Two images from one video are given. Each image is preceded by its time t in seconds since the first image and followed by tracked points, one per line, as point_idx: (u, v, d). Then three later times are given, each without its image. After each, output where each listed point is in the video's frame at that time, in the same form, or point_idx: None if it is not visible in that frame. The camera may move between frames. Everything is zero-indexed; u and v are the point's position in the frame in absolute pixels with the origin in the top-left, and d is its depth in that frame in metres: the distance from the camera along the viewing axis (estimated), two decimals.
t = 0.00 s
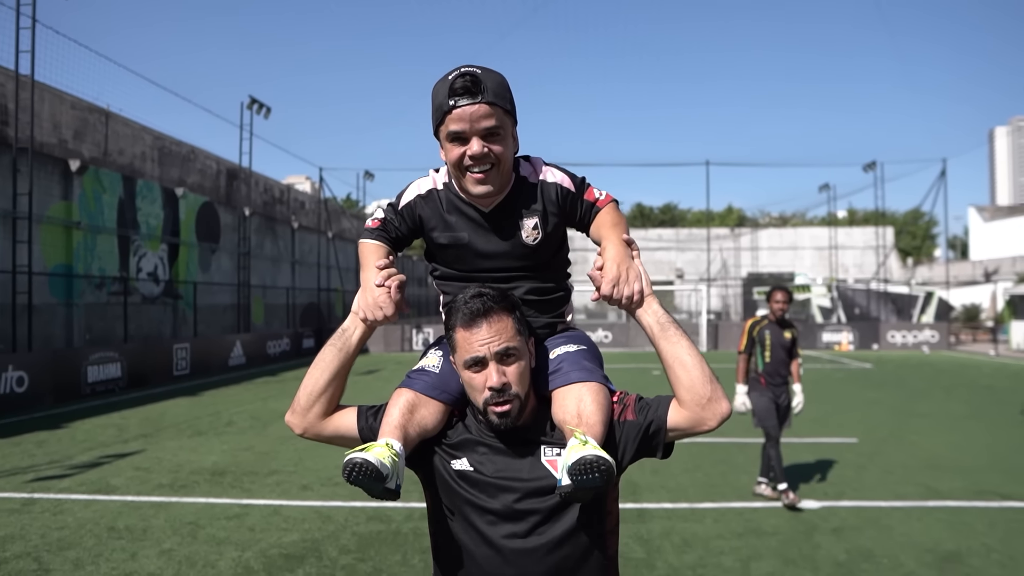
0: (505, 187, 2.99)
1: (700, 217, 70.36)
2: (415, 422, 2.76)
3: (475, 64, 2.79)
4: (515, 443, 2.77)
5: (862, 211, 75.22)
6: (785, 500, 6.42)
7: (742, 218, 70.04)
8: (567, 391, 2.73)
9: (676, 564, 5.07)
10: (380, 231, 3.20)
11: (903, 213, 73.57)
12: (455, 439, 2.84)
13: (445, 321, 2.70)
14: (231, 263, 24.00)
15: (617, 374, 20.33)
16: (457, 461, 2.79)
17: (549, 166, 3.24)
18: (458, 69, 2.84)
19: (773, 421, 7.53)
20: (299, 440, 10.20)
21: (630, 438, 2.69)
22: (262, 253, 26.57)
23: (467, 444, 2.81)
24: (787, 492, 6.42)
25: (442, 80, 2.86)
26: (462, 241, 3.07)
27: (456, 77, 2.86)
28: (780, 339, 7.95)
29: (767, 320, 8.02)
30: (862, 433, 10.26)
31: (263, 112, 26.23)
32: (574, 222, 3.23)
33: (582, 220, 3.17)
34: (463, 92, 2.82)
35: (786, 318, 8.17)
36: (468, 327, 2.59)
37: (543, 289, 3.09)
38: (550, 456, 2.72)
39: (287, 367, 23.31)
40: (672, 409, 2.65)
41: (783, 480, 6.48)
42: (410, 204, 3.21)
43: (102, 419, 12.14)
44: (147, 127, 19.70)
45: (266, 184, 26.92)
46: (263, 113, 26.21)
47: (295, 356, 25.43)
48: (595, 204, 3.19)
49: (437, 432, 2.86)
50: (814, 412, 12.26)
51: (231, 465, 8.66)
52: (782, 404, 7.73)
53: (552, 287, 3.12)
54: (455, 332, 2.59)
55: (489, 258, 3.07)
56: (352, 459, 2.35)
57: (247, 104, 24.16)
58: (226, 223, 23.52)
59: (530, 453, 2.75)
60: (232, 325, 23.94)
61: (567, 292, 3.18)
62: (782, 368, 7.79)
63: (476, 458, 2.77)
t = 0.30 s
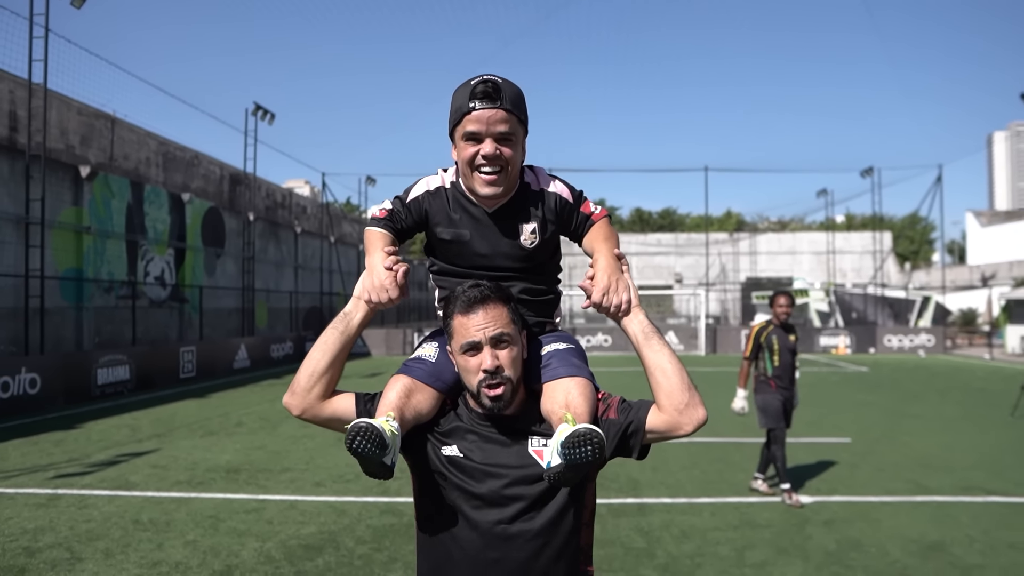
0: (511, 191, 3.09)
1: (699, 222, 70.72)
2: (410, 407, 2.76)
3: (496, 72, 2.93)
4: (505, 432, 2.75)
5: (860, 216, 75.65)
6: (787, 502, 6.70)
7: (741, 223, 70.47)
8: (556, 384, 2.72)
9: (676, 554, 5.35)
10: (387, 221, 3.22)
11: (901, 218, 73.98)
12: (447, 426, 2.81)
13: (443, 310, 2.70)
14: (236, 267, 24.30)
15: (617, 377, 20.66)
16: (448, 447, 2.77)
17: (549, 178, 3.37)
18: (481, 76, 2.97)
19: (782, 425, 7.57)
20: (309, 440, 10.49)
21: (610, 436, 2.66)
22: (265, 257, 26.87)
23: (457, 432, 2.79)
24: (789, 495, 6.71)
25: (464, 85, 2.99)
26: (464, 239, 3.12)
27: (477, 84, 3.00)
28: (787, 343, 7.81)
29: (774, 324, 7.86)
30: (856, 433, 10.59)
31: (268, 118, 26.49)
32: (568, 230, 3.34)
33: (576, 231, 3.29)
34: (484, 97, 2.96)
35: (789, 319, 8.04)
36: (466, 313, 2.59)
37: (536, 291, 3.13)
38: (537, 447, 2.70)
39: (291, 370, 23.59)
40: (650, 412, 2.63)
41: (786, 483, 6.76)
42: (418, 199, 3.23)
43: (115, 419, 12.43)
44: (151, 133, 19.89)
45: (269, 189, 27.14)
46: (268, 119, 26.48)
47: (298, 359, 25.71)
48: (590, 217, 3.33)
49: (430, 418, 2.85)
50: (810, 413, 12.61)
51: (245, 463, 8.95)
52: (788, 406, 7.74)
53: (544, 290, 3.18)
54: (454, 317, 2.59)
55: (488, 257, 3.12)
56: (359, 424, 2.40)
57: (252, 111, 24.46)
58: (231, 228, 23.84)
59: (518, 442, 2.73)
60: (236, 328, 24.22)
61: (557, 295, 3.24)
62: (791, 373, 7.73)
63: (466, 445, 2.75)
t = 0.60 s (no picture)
0: (520, 201, 3.10)
1: (698, 223, 70.96)
2: (421, 403, 2.75)
3: (508, 85, 2.95)
4: (509, 434, 2.78)
5: (859, 216, 75.93)
6: (782, 496, 6.98)
7: (740, 224, 70.76)
8: (557, 392, 2.77)
9: (674, 545, 5.62)
10: (402, 225, 3.19)
11: (899, 219, 74.30)
12: (451, 427, 2.84)
13: (458, 315, 2.72)
14: (240, 269, 24.54)
15: (617, 377, 20.94)
16: (452, 448, 2.79)
17: (555, 190, 3.40)
18: (492, 89, 2.98)
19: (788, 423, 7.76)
20: (317, 438, 10.75)
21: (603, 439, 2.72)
22: (268, 259, 27.13)
23: (462, 433, 2.82)
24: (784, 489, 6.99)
25: (476, 98, 3.00)
26: (474, 246, 3.11)
27: (489, 97, 3.01)
28: (791, 344, 8.07)
29: (778, 326, 8.09)
30: (850, 431, 10.87)
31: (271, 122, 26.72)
32: (571, 241, 3.39)
33: (580, 240, 3.34)
34: (493, 110, 2.97)
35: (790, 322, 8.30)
36: (482, 317, 2.61)
37: (542, 299, 3.16)
38: (537, 450, 2.74)
39: (295, 370, 23.83)
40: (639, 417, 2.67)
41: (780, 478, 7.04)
42: (431, 205, 3.22)
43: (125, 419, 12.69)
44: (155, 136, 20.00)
45: (270, 191, 27.27)
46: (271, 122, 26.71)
47: (301, 360, 25.94)
48: (593, 229, 3.37)
49: (437, 418, 2.87)
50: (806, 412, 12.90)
51: (256, 460, 9.21)
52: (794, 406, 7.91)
53: (550, 298, 3.20)
54: (470, 321, 2.61)
55: (497, 265, 3.11)
56: (382, 411, 2.38)
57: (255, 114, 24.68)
58: (234, 229, 24.07)
59: (520, 443, 2.76)
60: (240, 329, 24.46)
61: (561, 304, 3.25)
62: (795, 373, 7.99)
63: (469, 447, 2.78)
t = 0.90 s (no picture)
0: (532, 212, 3.17)
1: (697, 221, 71.14)
2: (440, 413, 2.78)
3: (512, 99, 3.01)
4: (527, 441, 2.80)
5: (856, 215, 76.14)
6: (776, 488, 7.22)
7: (738, 222, 71.05)
8: (577, 399, 2.77)
9: (671, 534, 5.84)
10: (418, 243, 3.34)
11: (896, 218, 74.55)
12: (471, 434, 2.86)
13: (475, 324, 2.77)
14: (242, 267, 24.74)
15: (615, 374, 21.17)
16: (472, 456, 2.80)
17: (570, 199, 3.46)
18: (497, 102, 3.05)
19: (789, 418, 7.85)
20: (322, 433, 10.98)
21: (625, 448, 2.75)
22: (269, 256, 27.33)
23: (482, 440, 2.84)
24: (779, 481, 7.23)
25: (483, 112, 3.07)
26: (489, 258, 3.22)
27: (495, 110, 3.07)
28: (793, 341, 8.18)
29: (780, 323, 8.21)
30: (844, 426, 11.11)
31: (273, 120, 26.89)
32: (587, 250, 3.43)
33: (595, 250, 3.38)
34: (501, 123, 3.03)
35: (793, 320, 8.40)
36: (497, 327, 2.65)
37: (560, 307, 3.22)
38: (557, 457, 2.75)
39: (296, 367, 24.04)
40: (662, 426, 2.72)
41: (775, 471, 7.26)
42: (445, 220, 3.34)
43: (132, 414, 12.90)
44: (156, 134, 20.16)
45: (270, 189, 27.40)
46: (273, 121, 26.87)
47: (301, 356, 26.14)
48: (608, 238, 3.40)
49: (458, 426, 2.89)
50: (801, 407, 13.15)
51: (264, 454, 9.43)
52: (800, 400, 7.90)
53: (568, 305, 3.26)
54: (486, 330, 2.66)
55: (512, 276, 3.21)
56: (394, 433, 2.41)
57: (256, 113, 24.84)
58: (236, 228, 24.27)
59: (539, 451, 2.77)
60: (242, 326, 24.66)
61: (580, 311, 3.31)
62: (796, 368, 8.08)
63: (489, 454, 2.79)
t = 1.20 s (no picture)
0: (550, 204, 3.21)
1: (695, 220, 71.35)
2: (468, 412, 2.83)
3: (519, 93, 2.99)
4: (560, 435, 2.78)
5: (854, 214, 76.31)
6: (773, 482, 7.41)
7: (736, 220, 71.31)
8: (608, 387, 2.75)
9: (671, 526, 6.03)
10: (439, 247, 3.50)
11: (894, 217, 74.74)
12: (505, 431, 2.87)
13: (499, 318, 2.77)
14: (243, 266, 24.90)
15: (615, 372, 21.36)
16: (506, 452, 2.81)
17: (589, 185, 3.46)
18: (504, 99, 3.05)
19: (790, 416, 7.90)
20: (327, 430, 11.15)
21: (660, 433, 2.66)
22: (271, 255, 27.50)
23: (514, 436, 2.84)
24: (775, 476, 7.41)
25: (491, 109, 3.09)
26: (509, 253, 3.28)
27: (503, 106, 3.07)
28: (802, 342, 8.20)
29: (788, 323, 8.28)
30: (841, 423, 11.30)
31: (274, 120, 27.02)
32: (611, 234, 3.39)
33: (618, 233, 3.35)
34: (509, 119, 3.04)
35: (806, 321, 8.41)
36: (519, 318, 2.66)
37: (587, 293, 3.23)
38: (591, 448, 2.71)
39: (297, 365, 24.19)
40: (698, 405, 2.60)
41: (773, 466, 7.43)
42: (463, 221, 3.46)
43: (138, 412, 13.08)
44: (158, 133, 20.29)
45: (270, 188, 27.50)
46: (274, 121, 27.00)
47: (302, 355, 26.29)
48: (630, 219, 3.37)
49: (490, 423, 2.92)
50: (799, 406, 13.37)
51: (271, 451, 9.61)
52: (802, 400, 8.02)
53: (595, 292, 3.26)
54: (508, 323, 2.66)
55: (533, 267, 3.26)
56: (410, 434, 2.43)
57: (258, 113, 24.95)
58: (238, 226, 24.44)
59: (572, 444, 2.74)
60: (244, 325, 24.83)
61: (608, 297, 3.31)
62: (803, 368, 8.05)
63: (522, 449, 2.79)
